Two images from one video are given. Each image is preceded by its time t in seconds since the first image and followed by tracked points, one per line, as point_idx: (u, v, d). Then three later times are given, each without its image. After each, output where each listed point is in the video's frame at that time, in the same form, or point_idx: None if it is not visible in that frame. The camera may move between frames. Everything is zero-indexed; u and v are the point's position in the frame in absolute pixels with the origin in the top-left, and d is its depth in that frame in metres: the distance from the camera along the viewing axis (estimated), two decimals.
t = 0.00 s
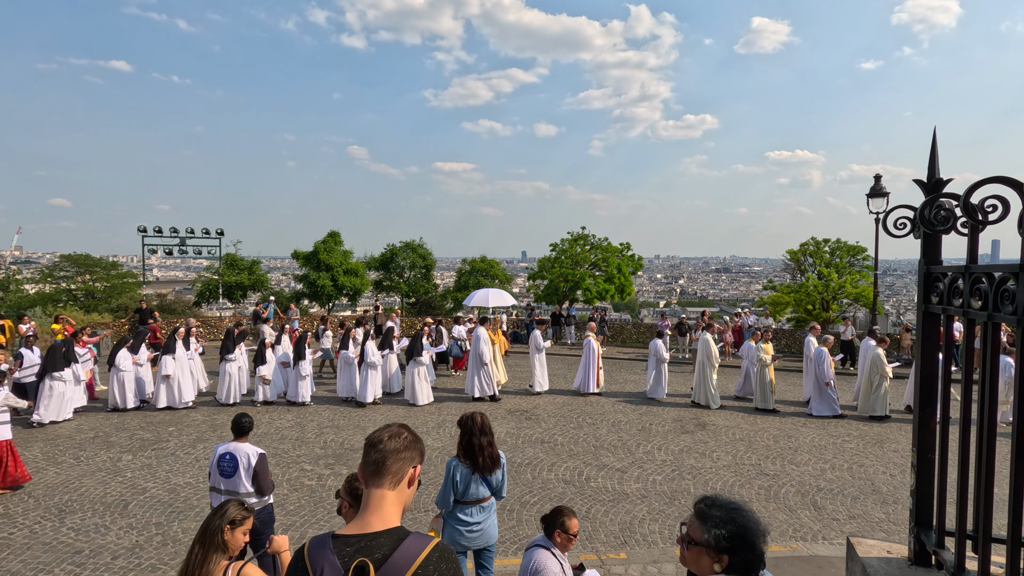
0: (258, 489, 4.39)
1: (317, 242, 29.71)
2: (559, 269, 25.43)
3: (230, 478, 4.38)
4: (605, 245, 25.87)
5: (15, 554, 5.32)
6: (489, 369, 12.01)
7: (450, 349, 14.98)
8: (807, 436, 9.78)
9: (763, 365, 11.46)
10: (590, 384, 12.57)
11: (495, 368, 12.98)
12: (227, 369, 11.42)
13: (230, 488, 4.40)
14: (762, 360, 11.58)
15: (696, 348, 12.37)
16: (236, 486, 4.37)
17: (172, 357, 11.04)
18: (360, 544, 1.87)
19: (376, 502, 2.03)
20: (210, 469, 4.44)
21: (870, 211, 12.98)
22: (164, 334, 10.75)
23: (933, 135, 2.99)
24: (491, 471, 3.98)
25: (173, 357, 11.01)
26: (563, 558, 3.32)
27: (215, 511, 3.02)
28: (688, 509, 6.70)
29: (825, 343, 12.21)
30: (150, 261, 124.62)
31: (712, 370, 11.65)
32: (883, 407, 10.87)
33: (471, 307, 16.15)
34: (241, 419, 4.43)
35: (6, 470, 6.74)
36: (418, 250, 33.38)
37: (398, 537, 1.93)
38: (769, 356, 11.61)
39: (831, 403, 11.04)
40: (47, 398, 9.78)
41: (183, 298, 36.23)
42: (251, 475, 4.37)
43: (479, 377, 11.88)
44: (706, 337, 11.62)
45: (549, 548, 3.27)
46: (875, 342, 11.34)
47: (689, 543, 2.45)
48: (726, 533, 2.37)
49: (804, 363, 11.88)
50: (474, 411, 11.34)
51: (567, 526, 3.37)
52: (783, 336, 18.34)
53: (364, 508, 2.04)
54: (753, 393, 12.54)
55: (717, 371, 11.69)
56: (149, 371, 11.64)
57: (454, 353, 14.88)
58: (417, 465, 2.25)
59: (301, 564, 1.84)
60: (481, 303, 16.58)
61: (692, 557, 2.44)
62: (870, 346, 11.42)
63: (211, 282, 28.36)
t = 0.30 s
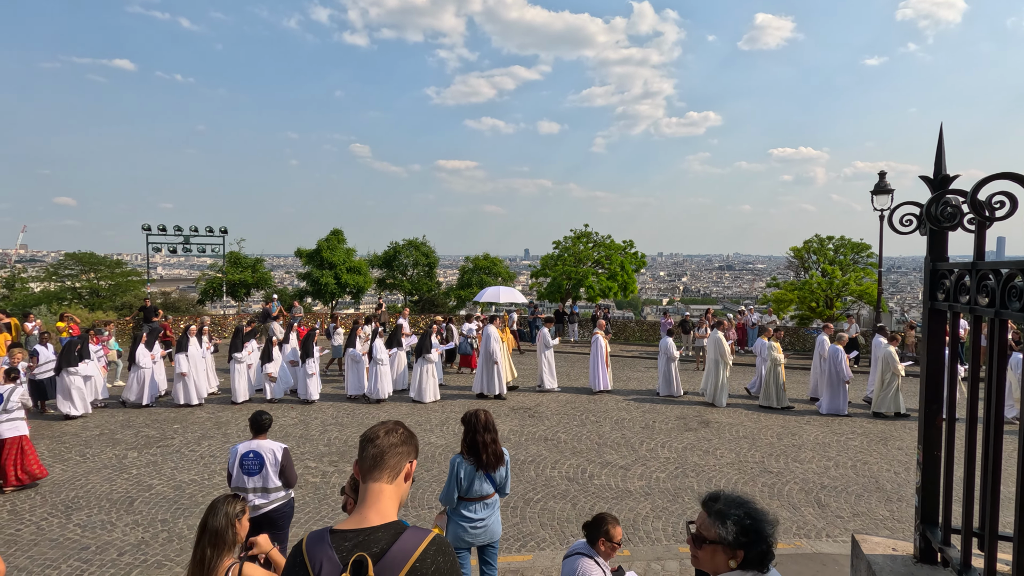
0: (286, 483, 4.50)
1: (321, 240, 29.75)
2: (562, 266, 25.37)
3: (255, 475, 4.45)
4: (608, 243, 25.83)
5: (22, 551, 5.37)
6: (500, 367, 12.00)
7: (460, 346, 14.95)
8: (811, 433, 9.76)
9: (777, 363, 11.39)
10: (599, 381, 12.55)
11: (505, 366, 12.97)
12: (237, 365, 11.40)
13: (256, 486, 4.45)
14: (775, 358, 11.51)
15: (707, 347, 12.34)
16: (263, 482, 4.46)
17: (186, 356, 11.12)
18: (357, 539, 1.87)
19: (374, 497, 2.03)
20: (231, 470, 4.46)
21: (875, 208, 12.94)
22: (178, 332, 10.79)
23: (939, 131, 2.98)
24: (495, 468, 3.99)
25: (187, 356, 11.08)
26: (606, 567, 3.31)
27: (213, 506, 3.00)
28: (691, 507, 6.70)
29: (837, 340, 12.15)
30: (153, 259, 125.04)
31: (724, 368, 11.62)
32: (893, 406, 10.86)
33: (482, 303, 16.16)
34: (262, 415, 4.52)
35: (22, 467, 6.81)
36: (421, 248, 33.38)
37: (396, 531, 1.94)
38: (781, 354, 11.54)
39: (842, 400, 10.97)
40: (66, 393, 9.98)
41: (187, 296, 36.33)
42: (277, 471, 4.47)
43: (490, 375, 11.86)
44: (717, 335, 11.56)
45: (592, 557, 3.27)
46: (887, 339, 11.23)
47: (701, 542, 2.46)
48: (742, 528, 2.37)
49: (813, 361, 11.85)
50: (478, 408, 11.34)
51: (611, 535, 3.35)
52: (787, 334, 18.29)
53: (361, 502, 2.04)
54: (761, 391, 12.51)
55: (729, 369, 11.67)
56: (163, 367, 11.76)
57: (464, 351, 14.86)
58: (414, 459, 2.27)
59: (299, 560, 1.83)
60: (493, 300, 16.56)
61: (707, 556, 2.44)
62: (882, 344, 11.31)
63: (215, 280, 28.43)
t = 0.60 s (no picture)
0: (307, 479, 4.60)
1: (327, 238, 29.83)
2: (567, 265, 25.35)
3: (277, 471, 4.50)
4: (614, 241, 25.79)
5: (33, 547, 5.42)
6: (511, 366, 12.02)
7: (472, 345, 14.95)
8: (818, 432, 9.72)
9: (791, 363, 11.29)
10: (609, 381, 12.54)
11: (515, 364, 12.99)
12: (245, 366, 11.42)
13: (277, 482, 4.51)
14: (791, 357, 11.38)
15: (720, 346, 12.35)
16: (287, 478, 4.53)
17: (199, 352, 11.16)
18: (367, 535, 1.88)
19: (381, 494, 2.04)
20: (252, 466, 4.49)
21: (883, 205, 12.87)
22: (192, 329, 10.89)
23: (950, 127, 2.95)
24: (501, 466, 3.99)
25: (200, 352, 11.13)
26: (651, 568, 3.27)
27: (214, 511, 2.93)
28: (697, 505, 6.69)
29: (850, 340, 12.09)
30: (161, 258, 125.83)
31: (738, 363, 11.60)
32: (912, 403, 10.76)
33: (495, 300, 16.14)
34: (283, 412, 4.61)
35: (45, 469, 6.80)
36: (427, 246, 33.37)
37: (405, 526, 1.95)
38: (798, 352, 11.41)
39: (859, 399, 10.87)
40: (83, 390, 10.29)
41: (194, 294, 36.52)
42: (299, 467, 4.57)
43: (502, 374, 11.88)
44: (729, 333, 11.51)
45: (636, 559, 3.23)
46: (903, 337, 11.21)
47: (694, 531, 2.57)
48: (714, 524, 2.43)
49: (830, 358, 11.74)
50: (483, 406, 11.36)
51: (654, 535, 3.28)
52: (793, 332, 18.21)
53: (369, 500, 2.05)
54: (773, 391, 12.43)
55: (742, 364, 11.65)
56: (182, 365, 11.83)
57: (475, 349, 14.87)
58: (420, 456, 2.27)
59: (309, 557, 1.84)
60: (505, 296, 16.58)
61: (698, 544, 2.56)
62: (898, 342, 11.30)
63: (221, 278, 28.55)
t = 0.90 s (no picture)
0: (320, 474, 4.63)
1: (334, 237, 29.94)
2: (573, 263, 25.30)
3: (290, 465, 4.54)
4: (620, 239, 25.72)
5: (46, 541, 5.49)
6: (521, 365, 12.04)
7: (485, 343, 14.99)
8: (827, 430, 9.66)
9: (807, 361, 11.19)
10: (620, 378, 12.51)
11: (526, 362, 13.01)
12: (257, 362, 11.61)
13: (290, 477, 4.54)
14: (807, 355, 11.30)
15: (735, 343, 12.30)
16: (300, 472, 4.57)
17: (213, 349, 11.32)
18: (384, 533, 1.88)
19: (397, 492, 2.05)
20: (265, 459, 4.53)
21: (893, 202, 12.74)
22: (208, 325, 11.10)
23: (964, 124, 2.91)
24: (509, 464, 4.00)
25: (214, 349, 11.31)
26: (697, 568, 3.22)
27: (227, 508, 2.94)
28: (705, 503, 6.67)
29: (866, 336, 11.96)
30: (170, 257, 126.83)
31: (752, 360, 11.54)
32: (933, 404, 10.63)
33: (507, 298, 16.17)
34: (296, 408, 4.65)
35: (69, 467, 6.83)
36: (433, 245, 33.37)
37: (422, 524, 1.96)
38: (814, 351, 11.33)
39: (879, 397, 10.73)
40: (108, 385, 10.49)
41: (202, 292, 36.78)
42: (312, 461, 4.59)
43: (511, 374, 11.88)
44: (745, 331, 11.46)
45: (682, 558, 3.18)
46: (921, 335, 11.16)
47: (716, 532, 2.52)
48: (745, 520, 2.40)
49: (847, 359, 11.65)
50: (490, 404, 11.37)
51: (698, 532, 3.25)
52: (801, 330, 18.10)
53: (384, 498, 2.06)
54: (787, 391, 12.33)
55: (757, 363, 11.57)
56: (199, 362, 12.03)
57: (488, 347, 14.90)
58: (433, 456, 2.28)
59: (325, 556, 1.84)
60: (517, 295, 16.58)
61: (723, 547, 2.49)
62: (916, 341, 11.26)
63: (230, 277, 28.72)
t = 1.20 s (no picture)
0: (327, 463, 4.67)
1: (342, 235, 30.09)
2: (581, 261, 25.25)
3: (296, 459, 4.58)
4: (628, 237, 25.65)
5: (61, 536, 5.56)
6: (532, 363, 12.04)
7: (500, 341, 15.02)
8: (837, 430, 9.59)
9: (826, 360, 11.01)
10: (641, 377, 12.49)
11: (540, 361, 13.02)
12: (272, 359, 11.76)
13: (297, 471, 4.58)
14: (826, 355, 11.13)
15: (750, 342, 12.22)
16: (308, 462, 4.62)
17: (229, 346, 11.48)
18: (401, 531, 1.89)
19: (412, 489, 2.06)
20: (271, 456, 4.53)
21: (905, 199, 12.63)
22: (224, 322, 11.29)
23: (979, 119, 2.88)
24: (518, 461, 4.00)
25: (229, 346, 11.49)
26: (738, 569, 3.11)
27: (254, 504, 2.96)
28: (713, 503, 6.64)
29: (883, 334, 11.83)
30: (180, 256, 127.92)
31: (766, 360, 11.46)
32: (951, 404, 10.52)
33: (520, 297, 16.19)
34: (300, 403, 4.69)
35: (115, 462, 6.92)
36: (441, 243, 33.47)
37: (438, 522, 1.97)
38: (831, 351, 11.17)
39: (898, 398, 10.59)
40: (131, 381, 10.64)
41: (212, 291, 37.09)
42: (318, 452, 4.64)
43: (522, 372, 11.83)
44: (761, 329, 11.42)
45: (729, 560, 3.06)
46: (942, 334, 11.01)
47: (754, 540, 2.44)
48: (795, 523, 2.42)
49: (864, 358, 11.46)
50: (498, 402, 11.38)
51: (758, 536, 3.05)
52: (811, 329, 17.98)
53: (399, 495, 2.07)
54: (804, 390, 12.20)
55: (771, 362, 11.48)
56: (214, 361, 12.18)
57: (504, 345, 14.93)
58: (447, 454, 2.28)
59: (342, 553, 1.85)
60: (528, 293, 16.59)
61: (758, 553, 2.44)
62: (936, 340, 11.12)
63: (239, 275, 28.94)
